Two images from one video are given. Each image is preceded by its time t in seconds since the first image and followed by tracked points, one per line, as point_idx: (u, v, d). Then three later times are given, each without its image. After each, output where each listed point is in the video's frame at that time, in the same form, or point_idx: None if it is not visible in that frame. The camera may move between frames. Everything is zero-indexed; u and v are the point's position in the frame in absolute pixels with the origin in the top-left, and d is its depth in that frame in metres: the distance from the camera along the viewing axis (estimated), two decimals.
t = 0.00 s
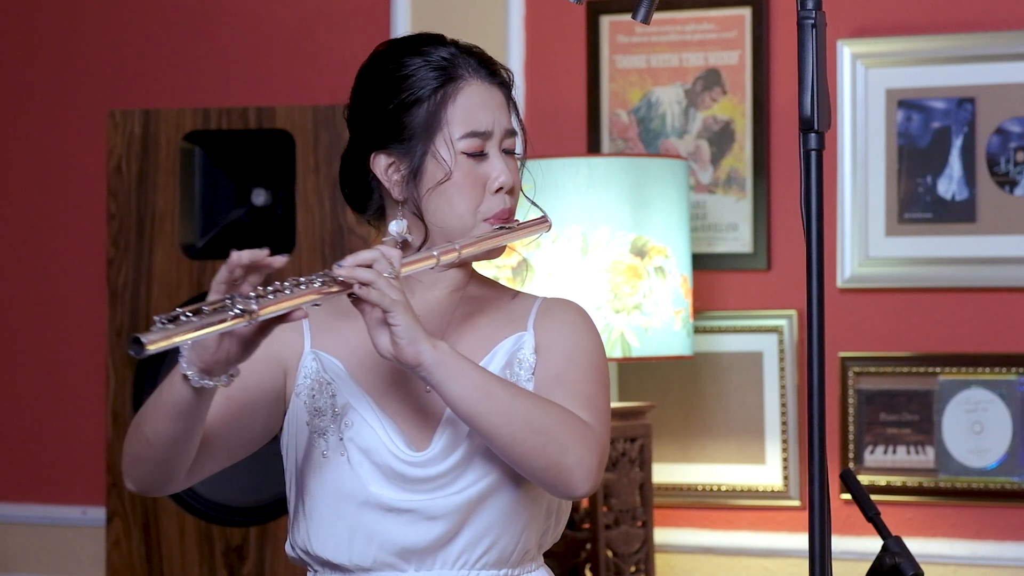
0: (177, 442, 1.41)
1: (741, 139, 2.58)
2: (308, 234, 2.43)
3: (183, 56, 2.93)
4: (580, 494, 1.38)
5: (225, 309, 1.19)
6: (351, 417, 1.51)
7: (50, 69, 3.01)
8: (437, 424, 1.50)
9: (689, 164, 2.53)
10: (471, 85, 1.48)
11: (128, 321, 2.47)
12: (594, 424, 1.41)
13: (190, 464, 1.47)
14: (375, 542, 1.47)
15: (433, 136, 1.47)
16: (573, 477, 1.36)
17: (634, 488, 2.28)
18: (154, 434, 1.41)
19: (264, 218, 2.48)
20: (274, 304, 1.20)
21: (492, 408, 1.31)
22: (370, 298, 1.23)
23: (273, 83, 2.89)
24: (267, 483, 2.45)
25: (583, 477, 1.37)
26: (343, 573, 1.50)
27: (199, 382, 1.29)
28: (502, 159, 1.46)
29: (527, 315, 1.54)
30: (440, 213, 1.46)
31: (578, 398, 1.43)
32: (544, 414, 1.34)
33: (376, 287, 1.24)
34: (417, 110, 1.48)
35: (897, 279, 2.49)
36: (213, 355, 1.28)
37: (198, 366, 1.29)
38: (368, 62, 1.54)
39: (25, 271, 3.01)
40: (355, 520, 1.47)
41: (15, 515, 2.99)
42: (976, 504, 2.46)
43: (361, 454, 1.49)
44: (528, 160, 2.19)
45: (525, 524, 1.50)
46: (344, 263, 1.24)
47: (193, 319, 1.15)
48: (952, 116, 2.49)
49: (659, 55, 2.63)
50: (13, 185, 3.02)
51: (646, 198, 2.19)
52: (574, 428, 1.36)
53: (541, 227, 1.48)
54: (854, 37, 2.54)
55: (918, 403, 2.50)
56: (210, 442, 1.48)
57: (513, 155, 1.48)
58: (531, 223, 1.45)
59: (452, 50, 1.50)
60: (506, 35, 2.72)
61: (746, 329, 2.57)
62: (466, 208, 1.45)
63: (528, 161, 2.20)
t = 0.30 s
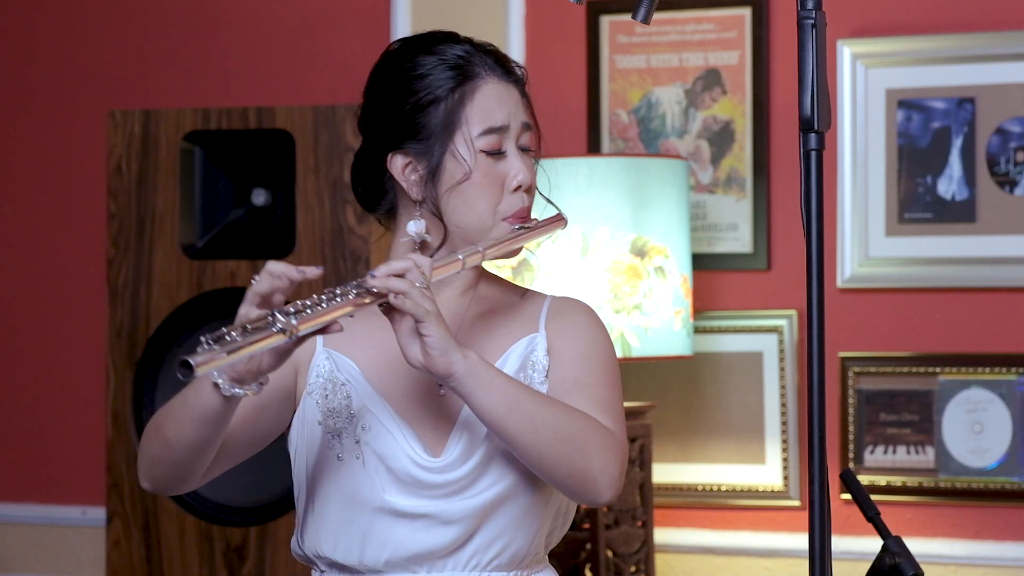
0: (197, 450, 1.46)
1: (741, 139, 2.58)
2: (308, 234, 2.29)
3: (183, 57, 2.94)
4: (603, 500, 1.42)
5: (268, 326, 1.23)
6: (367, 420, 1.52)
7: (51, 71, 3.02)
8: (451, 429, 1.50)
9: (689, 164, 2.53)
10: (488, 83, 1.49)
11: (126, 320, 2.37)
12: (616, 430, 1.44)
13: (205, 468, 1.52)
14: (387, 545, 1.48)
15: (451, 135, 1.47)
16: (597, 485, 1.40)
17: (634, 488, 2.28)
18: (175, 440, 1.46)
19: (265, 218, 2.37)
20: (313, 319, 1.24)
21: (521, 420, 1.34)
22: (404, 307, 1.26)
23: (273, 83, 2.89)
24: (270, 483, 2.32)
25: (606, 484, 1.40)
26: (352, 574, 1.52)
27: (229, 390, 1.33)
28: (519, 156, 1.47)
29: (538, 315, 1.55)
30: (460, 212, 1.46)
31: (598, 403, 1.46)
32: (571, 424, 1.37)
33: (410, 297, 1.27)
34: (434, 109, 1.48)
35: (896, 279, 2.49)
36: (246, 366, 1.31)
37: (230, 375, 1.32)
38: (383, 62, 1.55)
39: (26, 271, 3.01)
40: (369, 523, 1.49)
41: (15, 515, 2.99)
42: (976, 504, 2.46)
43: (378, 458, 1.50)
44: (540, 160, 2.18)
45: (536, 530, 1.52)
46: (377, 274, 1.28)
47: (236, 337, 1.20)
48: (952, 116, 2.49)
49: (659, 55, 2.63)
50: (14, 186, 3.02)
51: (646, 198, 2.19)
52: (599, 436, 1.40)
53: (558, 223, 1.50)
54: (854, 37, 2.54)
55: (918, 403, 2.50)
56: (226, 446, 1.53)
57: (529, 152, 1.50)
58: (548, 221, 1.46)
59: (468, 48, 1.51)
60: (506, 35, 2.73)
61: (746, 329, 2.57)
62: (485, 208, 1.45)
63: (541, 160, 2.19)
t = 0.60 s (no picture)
0: (208, 462, 1.51)
1: (741, 139, 2.58)
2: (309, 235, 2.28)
3: (183, 59, 2.94)
4: (609, 526, 1.47)
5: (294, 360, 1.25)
6: (374, 427, 1.55)
7: (50, 73, 3.02)
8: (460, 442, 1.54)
9: (689, 164, 2.53)
10: (514, 97, 1.51)
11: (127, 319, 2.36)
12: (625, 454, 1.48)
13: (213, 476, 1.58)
14: (391, 553, 1.53)
15: (477, 149, 1.50)
16: (604, 511, 1.44)
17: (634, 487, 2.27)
18: (188, 453, 1.51)
19: (264, 218, 2.36)
20: (337, 350, 1.26)
21: (533, 447, 1.38)
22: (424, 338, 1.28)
23: (273, 84, 2.89)
24: (268, 482, 2.29)
25: (612, 511, 1.45)
26: None
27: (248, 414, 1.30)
28: (540, 172, 1.50)
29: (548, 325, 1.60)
30: (480, 227, 1.50)
31: (608, 426, 1.49)
32: (582, 451, 1.41)
33: (433, 325, 1.28)
34: (461, 122, 1.50)
35: (896, 279, 2.50)
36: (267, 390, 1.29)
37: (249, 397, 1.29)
38: (408, 66, 1.55)
39: (25, 272, 3.01)
40: (374, 529, 1.54)
41: (15, 515, 2.99)
42: (976, 504, 2.46)
43: (386, 467, 1.54)
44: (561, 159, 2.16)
45: (537, 544, 1.56)
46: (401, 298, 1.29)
47: (264, 373, 1.23)
48: (952, 116, 2.49)
49: (659, 55, 2.63)
50: (13, 187, 3.02)
51: (646, 198, 2.19)
52: (609, 462, 1.44)
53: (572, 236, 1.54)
54: (854, 37, 2.54)
55: (918, 403, 2.50)
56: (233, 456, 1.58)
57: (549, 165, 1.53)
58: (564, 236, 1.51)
59: (495, 59, 1.53)
60: (506, 35, 2.73)
61: (746, 329, 2.57)
62: (504, 223, 1.49)
63: (561, 160, 2.17)
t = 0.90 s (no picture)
0: (212, 460, 1.51)
1: (741, 139, 2.58)
2: (309, 234, 2.27)
3: (182, 59, 2.94)
4: (612, 528, 1.47)
5: (298, 362, 1.25)
6: (377, 426, 1.55)
7: (50, 73, 3.01)
8: (464, 443, 1.54)
9: (689, 164, 2.53)
10: (523, 100, 1.51)
11: (127, 319, 2.36)
12: (628, 457, 1.48)
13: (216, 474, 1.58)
14: (394, 553, 1.53)
15: (485, 152, 1.50)
16: (606, 513, 1.44)
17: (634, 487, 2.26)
18: (192, 451, 1.51)
19: (264, 218, 2.36)
20: (341, 351, 1.26)
21: (536, 450, 1.38)
22: (429, 341, 1.28)
23: (273, 84, 2.89)
24: (268, 483, 2.29)
25: (615, 514, 1.45)
26: None
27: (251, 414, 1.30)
28: (548, 174, 1.50)
29: (553, 328, 1.60)
30: (487, 229, 1.50)
31: (612, 429, 1.49)
32: (585, 454, 1.41)
33: (437, 329, 1.28)
34: (470, 124, 1.50)
35: (896, 279, 2.50)
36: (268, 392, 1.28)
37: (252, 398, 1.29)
38: (418, 66, 1.55)
39: (25, 272, 3.01)
40: (376, 529, 1.54)
41: (15, 515, 2.99)
42: (976, 504, 2.46)
43: (390, 467, 1.54)
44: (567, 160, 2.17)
45: (539, 547, 1.56)
46: (406, 301, 1.29)
47: (268, 373, 1.23)
48: (952, 116, 2.49)
49: (659, 55, 2.63)
50: (13, 187, 3.02)
51: (646, 198, 2.19)
52: (614, 465, 1.44)
53: (580, 238, 1.54)
54: (854, 37, 2.54)
55: (918, 403, 2.50)
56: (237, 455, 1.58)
57: (556, 167, 1.54)
58: (571, 239, 1.51)
59: (504, 61, 1.53)
60: (506, 34, 2.73)
61: (746, 329, 2.57)
62: (511, 225, 1.49)
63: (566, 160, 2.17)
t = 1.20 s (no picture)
0: (211, 461, 1.52)
1: (741, 139, 2.58)
2: (309, 234, 2.27)
3: (182, 60, 2.94)
4: (613, 526, 1.47)
5: (297, 363, 1.25)
6: (378, 426, 1.55)
7: (50, 73, 3.02)
8: (465, 442, 1.54)
9: (689, 164, 2.53)
10: (523, 100, 1.51)
11: (127, 319, 2.36)
12: (629, 455, 1.48)
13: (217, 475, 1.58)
14: (394, 552, 1.53)
15: (485, 152, 1.50)
16: (607, 512, 1.45)
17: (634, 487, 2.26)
18: (192, 452, 1.51)
19: (264, 218, 2.36)
20: (339, 352, 1.27)
21: (537, 449, 1.38)
22: (427, 341, 1.28)
23: (273, 84, 2.89)
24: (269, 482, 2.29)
25: (616, 512, 1.45)
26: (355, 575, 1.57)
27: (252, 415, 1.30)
28: (548, 174, 1.50)
29: (554, 327, 1.60)
30: (486, 229, 1.50)
31: (613, 427, 1.49)
32: (586, 453, 1.41)
33: (436, 329, 1.28)
34: (469, 124, 1.50)
35: (896, 280, 2.50)
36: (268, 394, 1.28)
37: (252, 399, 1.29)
38: (418, 66, 1.56)
39: (25, 272, 3.01)
40: (377, 528, 1.54)
41: (15, 515, 2.99)
42: (976, 504, 2.46)
43: (390, 466, 1.54)
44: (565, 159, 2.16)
45: (539, 544, 1.56)
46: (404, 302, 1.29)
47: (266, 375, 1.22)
48: (952, 115, 2.49)
49: (659, 55, 2.63)
50: (13, 187, 3.03)
51: (646, 198, 2.19)
52: (615, 463, 1.44)
53: (580, 238, 1.54)
54: (854, 37, 2.54)
55: (918, 403, 2.50)
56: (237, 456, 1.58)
57: (556, 167, 1.53)
58: (571, 238, 1.51)
59: (504, 62, 1.53)
60: (506, 34, 2.73)
61: (746, 329, 2.57)
62: (511, 225, 1.49)
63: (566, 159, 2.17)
